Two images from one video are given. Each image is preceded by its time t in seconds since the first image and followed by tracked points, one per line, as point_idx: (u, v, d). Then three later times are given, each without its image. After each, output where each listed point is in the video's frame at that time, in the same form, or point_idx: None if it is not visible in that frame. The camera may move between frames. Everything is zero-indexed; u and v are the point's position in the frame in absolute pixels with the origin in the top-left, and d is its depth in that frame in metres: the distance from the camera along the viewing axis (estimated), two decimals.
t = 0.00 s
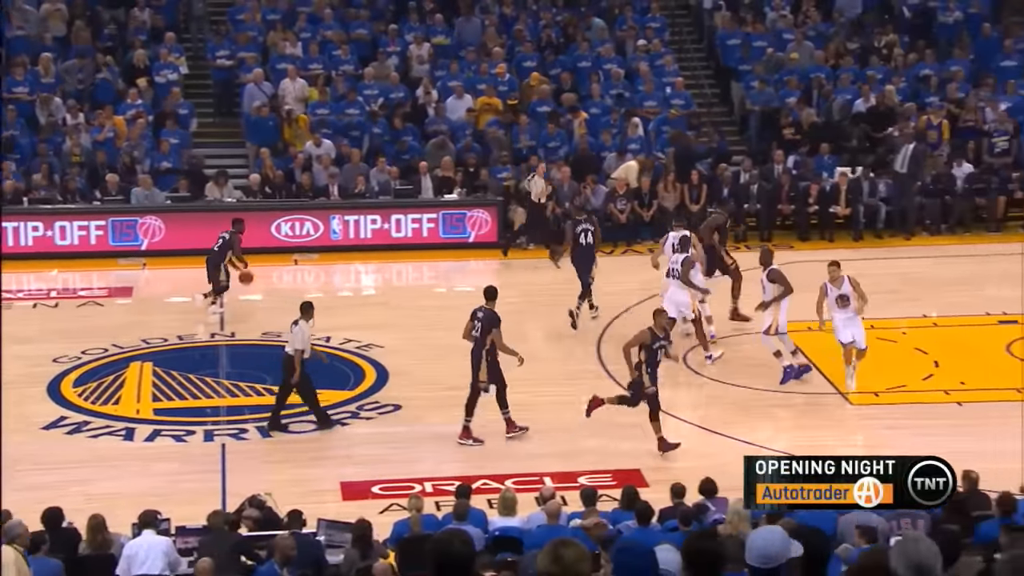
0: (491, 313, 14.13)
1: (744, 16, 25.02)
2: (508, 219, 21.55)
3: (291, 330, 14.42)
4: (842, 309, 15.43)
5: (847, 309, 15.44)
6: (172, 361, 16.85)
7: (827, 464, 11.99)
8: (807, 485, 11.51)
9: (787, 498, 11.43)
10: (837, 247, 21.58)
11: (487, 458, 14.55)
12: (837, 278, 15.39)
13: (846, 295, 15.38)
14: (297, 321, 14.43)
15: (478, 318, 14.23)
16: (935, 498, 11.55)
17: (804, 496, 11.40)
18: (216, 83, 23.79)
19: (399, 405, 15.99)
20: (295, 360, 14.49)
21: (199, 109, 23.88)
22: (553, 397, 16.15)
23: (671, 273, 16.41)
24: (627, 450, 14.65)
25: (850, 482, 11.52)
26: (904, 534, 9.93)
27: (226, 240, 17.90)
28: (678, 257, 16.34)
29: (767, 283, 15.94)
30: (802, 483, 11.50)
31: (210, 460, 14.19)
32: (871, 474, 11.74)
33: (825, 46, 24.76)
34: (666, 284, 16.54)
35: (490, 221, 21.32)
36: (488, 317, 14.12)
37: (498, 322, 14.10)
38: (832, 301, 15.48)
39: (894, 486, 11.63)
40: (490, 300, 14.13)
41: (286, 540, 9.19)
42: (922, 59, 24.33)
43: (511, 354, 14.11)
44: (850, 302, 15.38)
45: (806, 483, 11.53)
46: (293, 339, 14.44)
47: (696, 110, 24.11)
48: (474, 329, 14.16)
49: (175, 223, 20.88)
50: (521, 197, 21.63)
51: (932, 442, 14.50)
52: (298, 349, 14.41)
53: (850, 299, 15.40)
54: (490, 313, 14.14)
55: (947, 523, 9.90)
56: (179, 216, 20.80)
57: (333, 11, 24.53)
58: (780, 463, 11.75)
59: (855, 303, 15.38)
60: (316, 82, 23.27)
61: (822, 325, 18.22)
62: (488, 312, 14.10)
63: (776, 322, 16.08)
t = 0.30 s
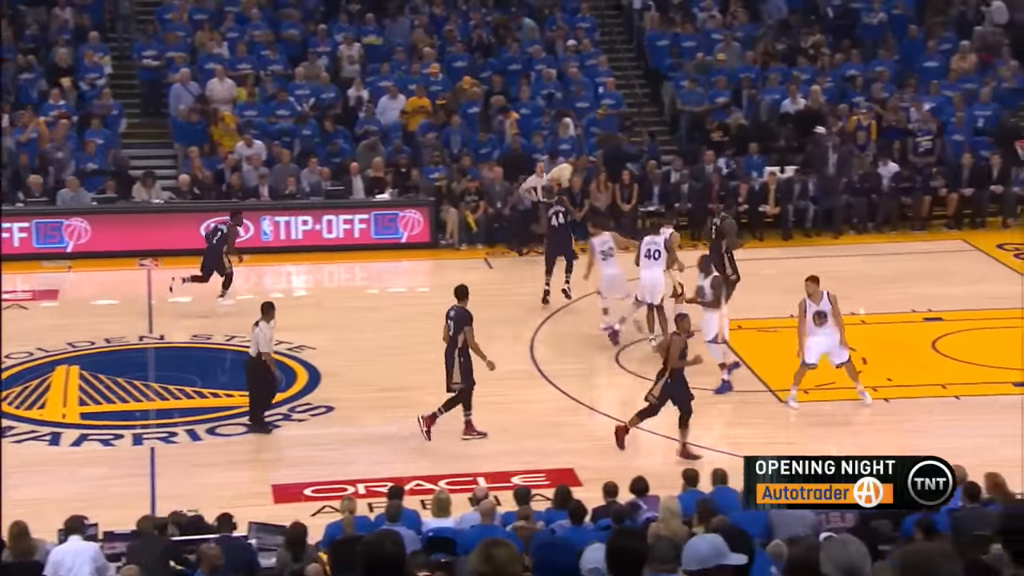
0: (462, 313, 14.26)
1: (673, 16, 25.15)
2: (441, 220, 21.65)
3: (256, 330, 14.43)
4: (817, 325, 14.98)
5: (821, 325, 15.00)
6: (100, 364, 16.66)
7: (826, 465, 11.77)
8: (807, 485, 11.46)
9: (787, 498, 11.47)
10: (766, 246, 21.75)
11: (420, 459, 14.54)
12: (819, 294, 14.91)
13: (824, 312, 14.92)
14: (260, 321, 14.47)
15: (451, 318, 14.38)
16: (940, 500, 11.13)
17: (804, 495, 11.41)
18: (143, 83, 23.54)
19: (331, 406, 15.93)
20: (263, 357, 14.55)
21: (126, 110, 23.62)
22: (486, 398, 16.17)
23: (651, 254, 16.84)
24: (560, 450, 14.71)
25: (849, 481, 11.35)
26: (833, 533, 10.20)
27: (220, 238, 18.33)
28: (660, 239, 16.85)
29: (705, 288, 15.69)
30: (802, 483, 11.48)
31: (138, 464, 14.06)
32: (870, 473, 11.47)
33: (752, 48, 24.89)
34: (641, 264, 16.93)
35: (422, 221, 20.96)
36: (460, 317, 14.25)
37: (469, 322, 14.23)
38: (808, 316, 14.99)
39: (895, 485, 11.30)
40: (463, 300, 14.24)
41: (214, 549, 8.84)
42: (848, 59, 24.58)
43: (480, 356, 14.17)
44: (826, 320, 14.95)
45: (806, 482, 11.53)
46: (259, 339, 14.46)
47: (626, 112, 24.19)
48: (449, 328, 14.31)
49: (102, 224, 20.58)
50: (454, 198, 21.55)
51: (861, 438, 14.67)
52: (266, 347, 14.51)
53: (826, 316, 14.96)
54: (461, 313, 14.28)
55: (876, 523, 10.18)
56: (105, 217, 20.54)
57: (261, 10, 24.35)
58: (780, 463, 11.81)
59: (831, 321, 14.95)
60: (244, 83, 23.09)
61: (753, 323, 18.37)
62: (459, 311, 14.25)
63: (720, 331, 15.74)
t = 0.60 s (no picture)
0: (445, 313, 14.12)
1: (616, 17, 25.22)
2: (384, 221, 21.53)
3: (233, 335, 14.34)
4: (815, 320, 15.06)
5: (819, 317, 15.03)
6: (40, 368, 16.50)
7: (827, 463, 11.65)
8: (805, 484, 11.25)
9: (786, 498, 11.19)
10: (711, 246, 21.87)
11: (366, 461, 14.51)
12: (816, 287, 14.98)
13: (818, 305, 15.01)
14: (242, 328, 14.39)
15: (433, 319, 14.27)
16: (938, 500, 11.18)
17: (802, 495, 11.16)
18: (82, 85, 23.33)
19: (276, 409, 15.86)
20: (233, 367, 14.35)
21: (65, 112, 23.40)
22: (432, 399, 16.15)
23: (630, 258, 16.90)
24: (506, 451, 14.72)
25: (846, 479, 11.19)
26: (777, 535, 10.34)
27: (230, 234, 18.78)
28: (636, 245, 16.95)
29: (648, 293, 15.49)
30: (801, 481, 11.28)
31: (78, 469, 13.95)
32: (869, 472, 11.36)
33: (695, 51, 24.97)
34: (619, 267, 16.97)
35: (367, 222, 21.35)
36: (441, 317, 14.12)
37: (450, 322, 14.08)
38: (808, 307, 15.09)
39: (894, 485, 11.19)
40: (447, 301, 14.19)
41: (159, 557, 8.68)
42: (790, 61, 24.75)
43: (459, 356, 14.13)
44: (821, 314, 15.01)
45: (806, 482, 11.31)
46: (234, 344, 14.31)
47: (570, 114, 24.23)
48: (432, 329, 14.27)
49: (41, 228, 20.46)
50: (398, 199, 21.47)
51: (805, 437, 14.79)
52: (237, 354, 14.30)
53: (822, 308, 14.99)
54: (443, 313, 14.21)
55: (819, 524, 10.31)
56: (44, 220, 20.42)
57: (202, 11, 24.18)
58: (779, 462, 11.54)
59: (826, 314, 15.00)
60: (186, 84, 22.95)
61: (697, 323, 18.48)
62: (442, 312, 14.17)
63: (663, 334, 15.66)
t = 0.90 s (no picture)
0: (429, 317, 14.18)
1: (562, 22, 25.25)
2: (332, 227, 21.45)
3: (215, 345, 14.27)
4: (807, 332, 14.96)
5: (808, 329, 14.95)
6: None
7: (827, 463, 11.73)
8: (807, 485, 11.33)
9: (787, 498, 11.30)
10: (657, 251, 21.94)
11: (314, 468, 14.45)
12: (806, 296, 14.90)
13: (809, 315, 14.93)
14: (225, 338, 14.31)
15: (418, 321, 14.27)
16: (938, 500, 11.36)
17: (804, 495, 11.25)
18: (23, 90, 23.07)
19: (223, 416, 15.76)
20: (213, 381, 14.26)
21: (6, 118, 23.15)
22: (380, 405, 16.12)
23: (599, 250, 17.53)
24: (453, 456, 14.71)
25: (848, 481, 11.38)
26: (725, 536, 10.42)
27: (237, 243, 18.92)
28: (600, 236, 17.62)
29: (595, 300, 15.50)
30: (802, 483, 11.35)
31: (22, 479, 13.83)
32: (870, 473, 11.50)
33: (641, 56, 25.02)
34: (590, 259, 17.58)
35: (314, 229, 21.15)
36: (425, 320, 14.19)
37: (435, 325, 14.16)
38: (799, 318, 15.03)
39: (894, 485, 11.44)
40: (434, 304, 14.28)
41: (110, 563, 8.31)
42: (735, 66, 24.86)
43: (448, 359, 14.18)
44: (813, 325, 14.91)
45: (806, 482, 11.38)
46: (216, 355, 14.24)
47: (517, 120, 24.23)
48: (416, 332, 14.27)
49: None
50: (345, 205, 21.45)
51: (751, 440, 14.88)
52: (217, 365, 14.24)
53: (812, 321, 14.91)
54: (429, 317, 14.21)
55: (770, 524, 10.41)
56: None
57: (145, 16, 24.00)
58: (781, 463, 11.68)
59: (816, 326, 14.91)
60: (130, 90, 22.78)
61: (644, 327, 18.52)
62: (428, 316, 14.17)
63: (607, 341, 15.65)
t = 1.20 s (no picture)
0: (416, 321, 14.12)
1: (514, 26, 25.24)
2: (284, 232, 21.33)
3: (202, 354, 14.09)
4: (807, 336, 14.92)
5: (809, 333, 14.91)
6: None
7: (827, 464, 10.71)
8: (807, 486, 10.67)
9: (787, 499, 10.77)
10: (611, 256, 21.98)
11: (266, 474, 14.33)
12: (805, 303, 14.86)
13: (808, 320, 14.86)
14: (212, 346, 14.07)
15: (403, 327, 14.20)
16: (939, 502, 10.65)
17: (804, 496, 10.72)
18: None
19: (173, 423, 15.61)
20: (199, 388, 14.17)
21: None
22: (333, 410, 16.02)
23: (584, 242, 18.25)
24: (407, 461, 14.64)
25: (849, 481, 10.68)
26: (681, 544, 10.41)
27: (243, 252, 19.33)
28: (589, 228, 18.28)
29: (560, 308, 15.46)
30: (802, 482, 10.68)
31: None
32: (870, 474, 10.79)
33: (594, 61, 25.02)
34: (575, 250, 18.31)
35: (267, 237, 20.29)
36: (411, 326, 14.12)
37: (421, 333, 14.08)
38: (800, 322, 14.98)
39: (895, 485, 10.69)
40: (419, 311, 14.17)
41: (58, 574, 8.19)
42: (687, 70, 24.95)
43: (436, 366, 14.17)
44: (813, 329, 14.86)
45: (806, 484, 10.68)
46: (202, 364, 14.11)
47: (470, 124, 24.18)
48: (400, 339, 14.16)
49: None
50: (298, 210, 21.19)
51: (706, 442, 14.91)
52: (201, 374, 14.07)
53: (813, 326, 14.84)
54: (415, 322, 14.15)
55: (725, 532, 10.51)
56: None
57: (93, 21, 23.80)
58: (781, 461, 10.77)
59: (817, 331, 14.86)
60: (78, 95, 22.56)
61: (600, 331, 18.50)
62: (414, 321, 14.11)
63: (572, 348, 15.68)
